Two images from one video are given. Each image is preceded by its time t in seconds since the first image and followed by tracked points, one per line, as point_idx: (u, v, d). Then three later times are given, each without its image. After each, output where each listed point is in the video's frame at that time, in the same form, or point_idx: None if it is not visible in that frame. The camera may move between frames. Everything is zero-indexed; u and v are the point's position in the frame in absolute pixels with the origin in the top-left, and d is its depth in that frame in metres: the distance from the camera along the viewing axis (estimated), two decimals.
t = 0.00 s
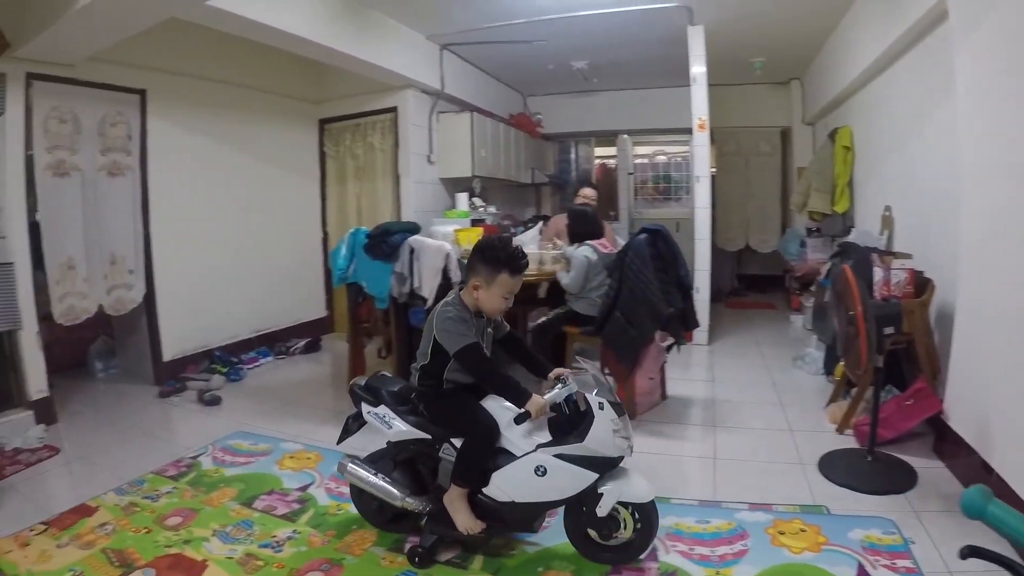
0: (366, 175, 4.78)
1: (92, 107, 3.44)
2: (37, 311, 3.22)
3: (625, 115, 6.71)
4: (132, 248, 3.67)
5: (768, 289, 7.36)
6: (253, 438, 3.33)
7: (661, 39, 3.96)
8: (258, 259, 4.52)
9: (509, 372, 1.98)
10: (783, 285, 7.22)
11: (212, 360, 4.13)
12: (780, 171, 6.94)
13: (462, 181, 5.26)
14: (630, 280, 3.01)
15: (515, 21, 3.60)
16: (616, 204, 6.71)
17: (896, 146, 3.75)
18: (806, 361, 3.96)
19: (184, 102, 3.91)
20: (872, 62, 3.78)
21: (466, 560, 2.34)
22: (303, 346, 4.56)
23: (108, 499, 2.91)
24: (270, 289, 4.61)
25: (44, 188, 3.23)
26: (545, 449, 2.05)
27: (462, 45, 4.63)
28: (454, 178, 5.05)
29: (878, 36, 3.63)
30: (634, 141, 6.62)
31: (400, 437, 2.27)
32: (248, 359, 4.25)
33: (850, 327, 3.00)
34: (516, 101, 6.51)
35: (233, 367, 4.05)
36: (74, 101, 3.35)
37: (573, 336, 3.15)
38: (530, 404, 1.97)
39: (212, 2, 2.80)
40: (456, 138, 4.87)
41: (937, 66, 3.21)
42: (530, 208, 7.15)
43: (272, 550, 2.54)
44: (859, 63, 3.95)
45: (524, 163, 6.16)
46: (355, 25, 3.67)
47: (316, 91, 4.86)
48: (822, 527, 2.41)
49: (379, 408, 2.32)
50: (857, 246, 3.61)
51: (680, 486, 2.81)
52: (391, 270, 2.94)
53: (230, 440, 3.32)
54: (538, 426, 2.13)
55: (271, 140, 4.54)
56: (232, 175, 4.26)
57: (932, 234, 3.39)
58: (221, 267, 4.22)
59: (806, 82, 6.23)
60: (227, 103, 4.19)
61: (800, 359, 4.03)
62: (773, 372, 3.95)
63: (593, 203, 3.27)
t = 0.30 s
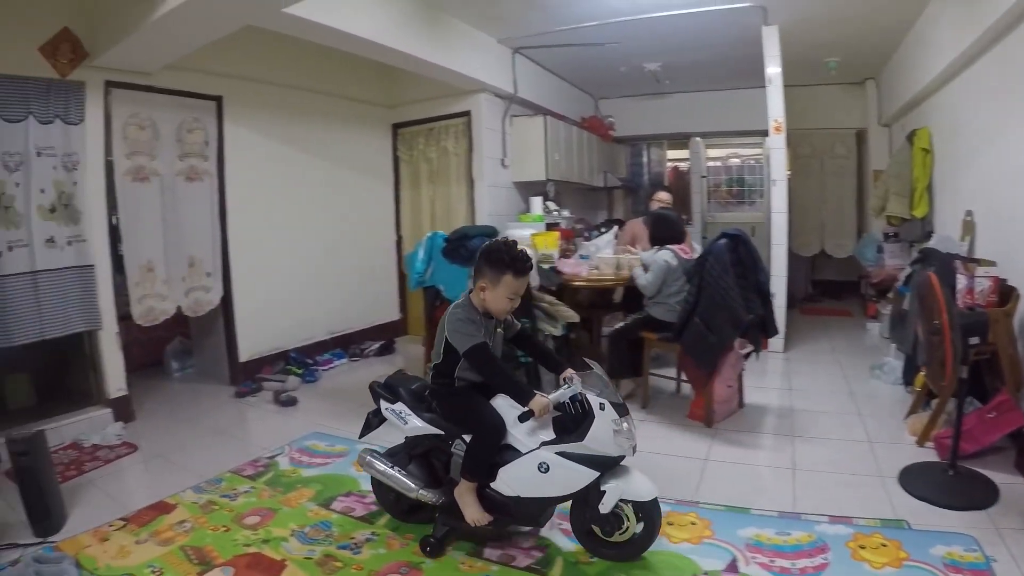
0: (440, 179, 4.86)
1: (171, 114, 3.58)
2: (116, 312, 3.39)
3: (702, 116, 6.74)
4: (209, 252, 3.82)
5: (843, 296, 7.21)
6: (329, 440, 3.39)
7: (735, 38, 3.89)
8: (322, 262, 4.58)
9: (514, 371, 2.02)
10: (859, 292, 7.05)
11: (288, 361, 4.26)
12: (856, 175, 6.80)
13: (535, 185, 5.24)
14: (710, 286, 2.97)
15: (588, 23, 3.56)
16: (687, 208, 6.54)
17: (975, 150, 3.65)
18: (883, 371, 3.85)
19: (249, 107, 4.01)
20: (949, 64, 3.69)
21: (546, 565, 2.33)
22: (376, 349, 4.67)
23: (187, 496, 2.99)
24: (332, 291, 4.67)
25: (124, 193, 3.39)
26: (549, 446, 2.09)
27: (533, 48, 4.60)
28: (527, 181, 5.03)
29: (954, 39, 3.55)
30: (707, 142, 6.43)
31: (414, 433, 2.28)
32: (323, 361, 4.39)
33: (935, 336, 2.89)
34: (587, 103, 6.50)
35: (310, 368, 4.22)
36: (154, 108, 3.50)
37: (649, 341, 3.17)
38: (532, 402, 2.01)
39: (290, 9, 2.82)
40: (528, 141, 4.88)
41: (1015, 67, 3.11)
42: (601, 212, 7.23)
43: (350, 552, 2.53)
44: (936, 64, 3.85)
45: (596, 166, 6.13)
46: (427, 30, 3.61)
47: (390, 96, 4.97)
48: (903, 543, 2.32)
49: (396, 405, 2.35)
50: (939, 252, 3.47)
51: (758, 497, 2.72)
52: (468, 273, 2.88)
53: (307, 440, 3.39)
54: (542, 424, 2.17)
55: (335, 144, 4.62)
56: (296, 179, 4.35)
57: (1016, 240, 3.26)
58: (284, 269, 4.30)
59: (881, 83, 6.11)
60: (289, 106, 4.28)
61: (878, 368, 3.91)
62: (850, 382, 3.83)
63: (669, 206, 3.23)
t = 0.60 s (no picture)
0: (507, 181, 4.90)
1: (241, 115, 3.75)
2: (184, 307, 3.58)
3: (769, 117, 6.69)
4: (278, 252, 3.97)
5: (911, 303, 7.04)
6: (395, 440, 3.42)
7: (803, 38, 3.88)
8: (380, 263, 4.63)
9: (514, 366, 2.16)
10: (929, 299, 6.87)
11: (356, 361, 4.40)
12: (925, 178, 6.67)
13: (602, 188, 5.24)
14: (781, 292, 2.99)
15: (656, 24, 3.59)
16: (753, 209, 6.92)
17: None
18: (953, 380, 3.75)
19: (306, 103, 4.10)
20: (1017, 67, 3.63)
21: (616, 570, 2.30)
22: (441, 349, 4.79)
23: (253, 493, 3.03)
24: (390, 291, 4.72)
25: (195, 193, 3.55)
26: (544, 438, 2.23)
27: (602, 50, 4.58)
28: (595, 184, 5.02)
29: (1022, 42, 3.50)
30: (774, 145, 6.71)
31: (424, 422, 2.53)
32: (389, 362, 4.49)
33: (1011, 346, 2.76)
34: (654, 104, 6.48)
35: (377, 368, 4.31)
36: (222, 109, 3.65)
37: (719, 347, 3.21)
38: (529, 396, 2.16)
39: (360, 12, 2.83)
40: (597, 142, 4.83)
41: None
42: (667, 214, 7.30)
43: (416, 552, 2.52)
44: (1005, 67, 3.79)
45: (663, 169, 6.10)
46: (497, 38, 3.56)
47: (458, 97, 5.08)
48: (974, 558, 2.24)
49: (408, 396, 2.58)
50: (1012, 258, 3.33)
51: (826, 505, 2.66)
52: (537, 276, 2.89)
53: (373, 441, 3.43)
54: (539, 417, 2.30)
55: (395, 145, 4.69)
56: (354, 180, 4.43)
57: None
58: (341, 268, 4.35)
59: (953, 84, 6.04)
60: (349, 106, 4.38)
61: (947, 378, 3.81)
62: (919, 392, 3.74)
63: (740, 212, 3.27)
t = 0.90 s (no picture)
0: (557, 182, 4.92)
1: (292, 115, 3.78)
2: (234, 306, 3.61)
3: (818, 121, 6.68)
4: (328, 250, 4.00)
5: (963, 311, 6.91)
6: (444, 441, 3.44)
7: (852, 39, 3.87)
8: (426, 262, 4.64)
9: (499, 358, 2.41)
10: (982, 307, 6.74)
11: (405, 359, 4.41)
12: (980, 183, 6.55)
13: (652, 190, 5.25)
14: (834, 298, 2.98)
15: (707, 25, 3.62)
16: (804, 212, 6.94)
17: None
18: (1007, 391, 3.67)
19: (355, 102, 4.11)
20: None
21: None
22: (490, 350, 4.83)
23: (300, 489, 3.06)
24: (434, 290, 4.72)
25: (246, 191, 3.59)
26: (525, 428, 2.45)
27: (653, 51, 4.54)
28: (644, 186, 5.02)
29: None
30: (826, 148, 6.66)
31: (420, 410, 2.72)
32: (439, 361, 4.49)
33: None
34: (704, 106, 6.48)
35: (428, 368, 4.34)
36: (272, 108, 3.68)
37: (770, 351, 3.24)
38: (511, 386, 2.38)
39: (411, 12, 2.82)
40: (649, 143, 4.86)
41: None
42: (717, 218, 7.35)
43: (464, 553, 2.52)
44: None
45: (713, 171, 6.06)
46: (550, 40, 3.56)
47: (508, 98, 5.10)
48: None
49: (406, 385, 2.79)
50: None
51: (874, 515, 2.61)
52: (589, 278, 2.90)
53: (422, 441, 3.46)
54: (521, 407, 2.52)
55: (443, 145, 4.69)
56: (402, 180, 4.43)
57: None
58: (387, 267, 4.36)
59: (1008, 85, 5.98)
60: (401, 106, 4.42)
61: (1000, 388, 3.74)
62: (971, 402, 3.67)
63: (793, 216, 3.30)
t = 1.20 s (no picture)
0: (602, 182, 5.01)
1: (336, 116, 3.80)
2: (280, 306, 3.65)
3: (864, 116, 6.60)
4: (372, 250, 4.02)
5: (1012, 311, 6.80)
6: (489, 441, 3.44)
7: (896, 32, 3.83)
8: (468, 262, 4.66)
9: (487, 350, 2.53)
10: None
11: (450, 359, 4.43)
12: None
13: (698, 189, 5.27)
14: (883, 298, 2.93)
15: (748, 22, 3.67)
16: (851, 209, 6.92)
17: None
18: None
19: (399, 102, 4.13)
20: None
21: None
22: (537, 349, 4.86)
23: (345, 487, 3.08)
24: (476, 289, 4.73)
25: (292, 191, 3.62)
26: (509, 415, 2.59)
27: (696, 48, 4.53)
28: (690, 184, 5.05)
29: None
30: (871, 145, 6.65)
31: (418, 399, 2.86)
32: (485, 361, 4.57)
33: None
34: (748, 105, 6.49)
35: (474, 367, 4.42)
36: (317, 109, 3.71)
37: (819, 352, 3.20)
38: (495, 376, 2.47)
39: (454, 12, 2.81)
40: (694, 142, 4.89)
41: None
42: (761, 216, 7.36)
43: (510, 553, 2.50)
44: None
45: (758, 169, 6.04)
46: (595, 37, 3.56)
47: (551, 99, 5.15)
48: None
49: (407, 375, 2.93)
50: None
51: (923, 520, 2.55)
52: (635, 277, 2.89)
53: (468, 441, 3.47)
54: (505, 396, 2.65)
55: (485, 143, 4.71)
56: (444, 179, 4.43)
57: None
58: (429, 266, 4.37)
59: None
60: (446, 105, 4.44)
61: None
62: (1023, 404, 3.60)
63: (841, 213, 3.31)
